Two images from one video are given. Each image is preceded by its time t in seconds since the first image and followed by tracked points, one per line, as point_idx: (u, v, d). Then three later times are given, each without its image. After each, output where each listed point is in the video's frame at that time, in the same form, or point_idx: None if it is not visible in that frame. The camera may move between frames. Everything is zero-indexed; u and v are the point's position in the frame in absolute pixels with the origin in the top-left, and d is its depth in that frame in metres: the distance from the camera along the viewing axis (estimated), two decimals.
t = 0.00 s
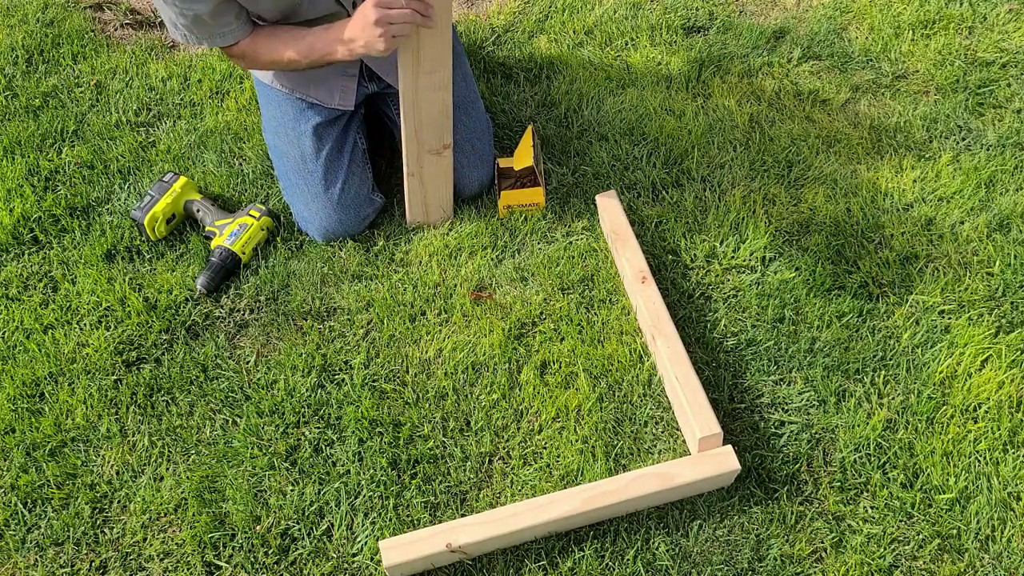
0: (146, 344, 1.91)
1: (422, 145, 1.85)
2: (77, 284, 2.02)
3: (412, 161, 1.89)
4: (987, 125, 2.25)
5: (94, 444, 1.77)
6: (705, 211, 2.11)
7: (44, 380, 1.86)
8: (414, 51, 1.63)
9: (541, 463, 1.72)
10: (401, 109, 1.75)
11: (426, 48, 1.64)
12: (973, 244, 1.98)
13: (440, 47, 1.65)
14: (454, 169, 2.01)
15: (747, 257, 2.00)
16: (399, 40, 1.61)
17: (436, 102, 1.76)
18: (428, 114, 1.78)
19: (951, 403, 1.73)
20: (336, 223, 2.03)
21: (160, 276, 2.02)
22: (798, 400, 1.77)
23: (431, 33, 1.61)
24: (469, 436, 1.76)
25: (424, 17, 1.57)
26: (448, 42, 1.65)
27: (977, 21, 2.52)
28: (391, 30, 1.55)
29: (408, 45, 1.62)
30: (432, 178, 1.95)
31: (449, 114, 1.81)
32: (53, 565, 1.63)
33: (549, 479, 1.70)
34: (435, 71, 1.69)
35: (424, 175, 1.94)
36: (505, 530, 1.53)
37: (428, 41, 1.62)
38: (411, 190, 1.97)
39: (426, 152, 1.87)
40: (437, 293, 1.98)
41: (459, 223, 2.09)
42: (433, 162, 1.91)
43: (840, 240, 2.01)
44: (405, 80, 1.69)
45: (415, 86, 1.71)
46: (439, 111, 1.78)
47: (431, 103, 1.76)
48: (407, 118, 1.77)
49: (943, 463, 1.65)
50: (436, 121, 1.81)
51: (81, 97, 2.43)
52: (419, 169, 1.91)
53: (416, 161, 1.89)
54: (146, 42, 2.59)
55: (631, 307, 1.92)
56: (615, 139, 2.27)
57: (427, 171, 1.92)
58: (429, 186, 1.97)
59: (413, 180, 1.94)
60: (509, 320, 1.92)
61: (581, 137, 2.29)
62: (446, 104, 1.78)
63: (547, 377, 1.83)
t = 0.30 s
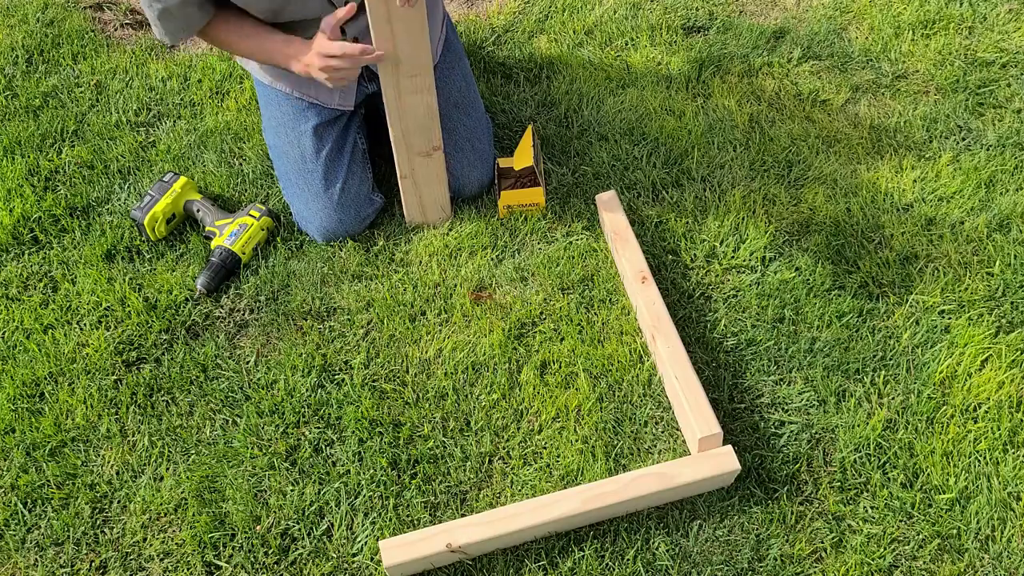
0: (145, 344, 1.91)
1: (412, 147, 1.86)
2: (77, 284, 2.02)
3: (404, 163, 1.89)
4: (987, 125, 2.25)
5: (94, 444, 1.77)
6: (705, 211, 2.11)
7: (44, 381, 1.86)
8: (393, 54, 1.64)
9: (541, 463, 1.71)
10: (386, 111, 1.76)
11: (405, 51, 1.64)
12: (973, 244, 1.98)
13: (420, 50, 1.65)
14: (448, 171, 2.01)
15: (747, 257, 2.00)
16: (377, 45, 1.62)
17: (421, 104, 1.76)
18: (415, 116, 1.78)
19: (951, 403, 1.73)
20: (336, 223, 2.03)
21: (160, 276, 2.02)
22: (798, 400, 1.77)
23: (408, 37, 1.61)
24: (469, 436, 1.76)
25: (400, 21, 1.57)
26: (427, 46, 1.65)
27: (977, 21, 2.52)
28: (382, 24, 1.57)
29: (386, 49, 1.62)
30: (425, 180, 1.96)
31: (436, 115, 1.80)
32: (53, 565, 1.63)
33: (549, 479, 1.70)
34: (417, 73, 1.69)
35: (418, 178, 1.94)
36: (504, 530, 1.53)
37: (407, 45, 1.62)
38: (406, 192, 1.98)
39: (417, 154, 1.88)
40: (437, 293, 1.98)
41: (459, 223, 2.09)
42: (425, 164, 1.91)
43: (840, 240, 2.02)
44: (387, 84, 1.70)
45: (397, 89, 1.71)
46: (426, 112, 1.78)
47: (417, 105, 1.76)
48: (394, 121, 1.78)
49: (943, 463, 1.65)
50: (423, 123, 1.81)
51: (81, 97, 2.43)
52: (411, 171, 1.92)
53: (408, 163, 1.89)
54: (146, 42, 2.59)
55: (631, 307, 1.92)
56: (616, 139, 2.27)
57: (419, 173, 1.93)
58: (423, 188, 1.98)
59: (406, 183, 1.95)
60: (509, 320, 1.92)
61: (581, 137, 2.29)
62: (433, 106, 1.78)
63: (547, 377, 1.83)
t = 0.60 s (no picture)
0: (145, 344, 1.91)
1: (404, 151, 1.85)
2: (77, 284, 2.02)
3: (397, 167, 1.90)
4: (987, 125, 2.25)
5: (94, 444, 1.77)
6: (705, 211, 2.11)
7: (44, 380, 1.86)
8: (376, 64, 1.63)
9: (541, 463, 1.71)
10: (375, 118, 1.76)
11: (387, 61, 1.62)
12: (973, 244, 1.98)
13: (402, 62, 1.63)
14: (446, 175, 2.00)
15: (747, 257, 2.00)
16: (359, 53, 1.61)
17: (409, 112, 1.75)
18: (404, 123, 1.77)
19: (951, 403, 1.73)
20: (335, 222, 2.03)
21: (160, 276, 2.02)
22: (798, 400, 1.77)
23: (390, 48, 1.59)
24: (469, 436, 1.76)
25: (378, 33, 1.55)
26: (411, 57, 1.63)
27: (977, 21, 2.52)
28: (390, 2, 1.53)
29: (367, 59, 1.61)
30: (420, 183, 1.95)
31: (426, 123, 1.79)
32: (53, 565, 1.63)
33: (549, 479, 1.70)
34: (401, 82, 1.68)
35: (411, 181, 1.94)
36: (504, 529, 1.53)
37: (388, 56, 1.61)
38: (401, 194, 1.98)
39: (409, 159, 1.87)
40: (437, 293, 1.98)
41: (458, 224, 2.09)
42: (418, 169, 1.90)
43: (840, 240, 2.02)
44: (372, 91, 1.69)
45: (382, 97, 1.71)
46: (415, 120, 1.77)
47: (405, 113, 1.75)
48: (383, 126, 1.78)
49: (943, 463, 1.65)
50: (413, 129, 1.80)
51: (81, 97, 2.43)
52: (404, 174, 1.92)
53: (401, 167, 1.89)
54: (146, 42, 2.59)
55: (631, 307, 1.92)
56: (615, 139, 2.27)
57: (413, 177, 1.93)
58: (418, 191, 1.98)
59: (401, 186, 1.95)
60: (509, 320, 1.92)
61: (581, 137, 2.29)
62: (422, 114, 1.76)
63: (547, 377, 1.83)
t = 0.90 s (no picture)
0: (146, 344, 1.91)
1: (403, 151, 1.85)
2: (77, 284, 2.02)
3: (396, 167, 1.90)
4: (987, 125, 2.25)
5: (94, 444, 1.77)
6: (705, 211, 2.11)
7: (44, 380, 1.86)
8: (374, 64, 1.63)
9: (541, 463, 1.71)
10: (374, 118, 1.77)
11: (386, 61, 1.63)
12: (973, 244, 1.98)
13: (400, 62, 1.63)
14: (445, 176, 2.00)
15: (747, 257, 2.00)
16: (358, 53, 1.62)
17: (408, 112, 1.75)
18: (403, 123, 1.77)
19: (951, 403, 1.73)
20: (336, 222, 2.03)
21: (160, 276, 2.02)
22: (798, 400, 1.77)
23: (389, 48, 1.60)
24: (469, 436, 1.76)
25: (378, 32, 1.56)
26: (410, 58, 1.63)
27: (977, 21, 2.52)
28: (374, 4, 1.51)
29: (367, 58, 1.62)
30: (419, 184, 1.95)
31: (425, 124, 1.79)
32: (53, 565, 1.63)
33: (549, 479, 1.70)
34: (400, 83, 1.68)
35: (411, 181, 1.94)
36: (504, 529, 1.53)
37: (387, 55, 1.61)
38: (400, 194, 1.98)
39: (408, 159, 1.88)
40: (437, 293, 1.98)
41: (459, 224, 2.09)
42: (417, 169, 1.91)
43: (840, 240, 2.01)
44: (371, 91, 1.70)
45: (382, 97, 1.71)
46: (414, 120, 1.77)
47: (404, 114, 1.75)
48: (382, 127, 1.78)
49: (943, 463, 1.65)
50: (412, 130, 1.80)
51: (81, 97, 2.43)
52: (403, 175, 1.92)
53: (400, 167, 1.89)
54: (146, 42, 2.59)
55: (631, 307, 1.92)
56: (616, 139, 2.27)
57: (412, 178, 1.93)
58: (418, 191, 1.98)
59: (400, 186, 1.95)
60: (508, 320, 1.92)
61: (581, 137, 2.29)
62: (421, 115, 1.76)
63: (547, 377, 1.83)
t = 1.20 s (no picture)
0: (145, 344, 1.91)
1: (409, 151, 1.86)
2: (77, 284, 2.02)
3: (400, 167, 1.90)
4: (987, 125, 2.25)
5: (94, 444, 1.77)
6: (705, 211, 2.11)
7: (44, 381, 1.86)
8: (386, 63, 1.64)
9: (541, 463, 1.71)
10: (382, 117, 1.77)
11: (398, 61, 1.64)
12: (973, 244, 1.98)
13: (411, 60, 1.64)
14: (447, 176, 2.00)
15: (747, 257, 2.00)
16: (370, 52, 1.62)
17: (416, 112, 1.76)
18: (410, 123, 1.78)
19: (952, 403, 1.73)
20: (335, 221, 2.03)
21: (160, 276, 2.02)
22: (798, 400, 1.77)
23: (402, 47, 1.61)
24: (469, 436, 1.76)
25: (391, 31, 1.57)
26: (421, 57, 1.64)
27: (977, 21, 2.52)
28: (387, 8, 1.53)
29: (378, 57, 1.62)
30: (423, 184, 1.96)
31: (431, 124, 1.79)
32: (53, 565, 1.63)
33: (549, 479, 1.70)
34: (411, 82, 1.69)
35: (415, 182, 1.94)
36: (504, 529, 1.53)
37: (399, 55, 1.62)
38: (404, 194, 1.98)
39: (412, 159, 1.88)
40: (437, 293, 1.98)
41: (459, 224, 2.09)
42: (422, 169, 1.91)
43: (840, 240, 2.01)
44: (380, 91, 1.70)
45: (392, 97, 1.71)
46: (421, 120, 1.78)
47: (412, 113, 1.76)
48: (389, 126, 1.78)
49: (943, 463, 1.65)
50: (419, 130, 1.80)
51: (81, 97, 2.43)
52: (408, 175, 1.92)
53: (405, 167, 1.90)
54: (146, 42, 2.59)
55: (631, 307, 1.92)
56: (616, 139, 2.27)
57: (416, 178, 1.93)
58: (421, 191, 1.98)
59: (404, 186, 1.96)
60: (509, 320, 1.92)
61: (581, 137, 2.29)
62: (428, 115, 1.77)
63: (547, 377, 1.83)
